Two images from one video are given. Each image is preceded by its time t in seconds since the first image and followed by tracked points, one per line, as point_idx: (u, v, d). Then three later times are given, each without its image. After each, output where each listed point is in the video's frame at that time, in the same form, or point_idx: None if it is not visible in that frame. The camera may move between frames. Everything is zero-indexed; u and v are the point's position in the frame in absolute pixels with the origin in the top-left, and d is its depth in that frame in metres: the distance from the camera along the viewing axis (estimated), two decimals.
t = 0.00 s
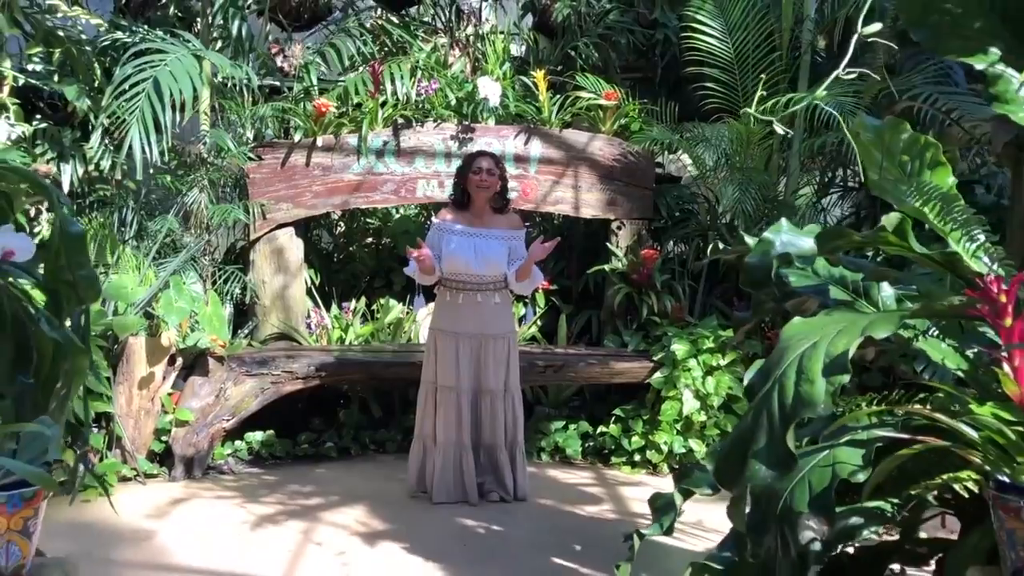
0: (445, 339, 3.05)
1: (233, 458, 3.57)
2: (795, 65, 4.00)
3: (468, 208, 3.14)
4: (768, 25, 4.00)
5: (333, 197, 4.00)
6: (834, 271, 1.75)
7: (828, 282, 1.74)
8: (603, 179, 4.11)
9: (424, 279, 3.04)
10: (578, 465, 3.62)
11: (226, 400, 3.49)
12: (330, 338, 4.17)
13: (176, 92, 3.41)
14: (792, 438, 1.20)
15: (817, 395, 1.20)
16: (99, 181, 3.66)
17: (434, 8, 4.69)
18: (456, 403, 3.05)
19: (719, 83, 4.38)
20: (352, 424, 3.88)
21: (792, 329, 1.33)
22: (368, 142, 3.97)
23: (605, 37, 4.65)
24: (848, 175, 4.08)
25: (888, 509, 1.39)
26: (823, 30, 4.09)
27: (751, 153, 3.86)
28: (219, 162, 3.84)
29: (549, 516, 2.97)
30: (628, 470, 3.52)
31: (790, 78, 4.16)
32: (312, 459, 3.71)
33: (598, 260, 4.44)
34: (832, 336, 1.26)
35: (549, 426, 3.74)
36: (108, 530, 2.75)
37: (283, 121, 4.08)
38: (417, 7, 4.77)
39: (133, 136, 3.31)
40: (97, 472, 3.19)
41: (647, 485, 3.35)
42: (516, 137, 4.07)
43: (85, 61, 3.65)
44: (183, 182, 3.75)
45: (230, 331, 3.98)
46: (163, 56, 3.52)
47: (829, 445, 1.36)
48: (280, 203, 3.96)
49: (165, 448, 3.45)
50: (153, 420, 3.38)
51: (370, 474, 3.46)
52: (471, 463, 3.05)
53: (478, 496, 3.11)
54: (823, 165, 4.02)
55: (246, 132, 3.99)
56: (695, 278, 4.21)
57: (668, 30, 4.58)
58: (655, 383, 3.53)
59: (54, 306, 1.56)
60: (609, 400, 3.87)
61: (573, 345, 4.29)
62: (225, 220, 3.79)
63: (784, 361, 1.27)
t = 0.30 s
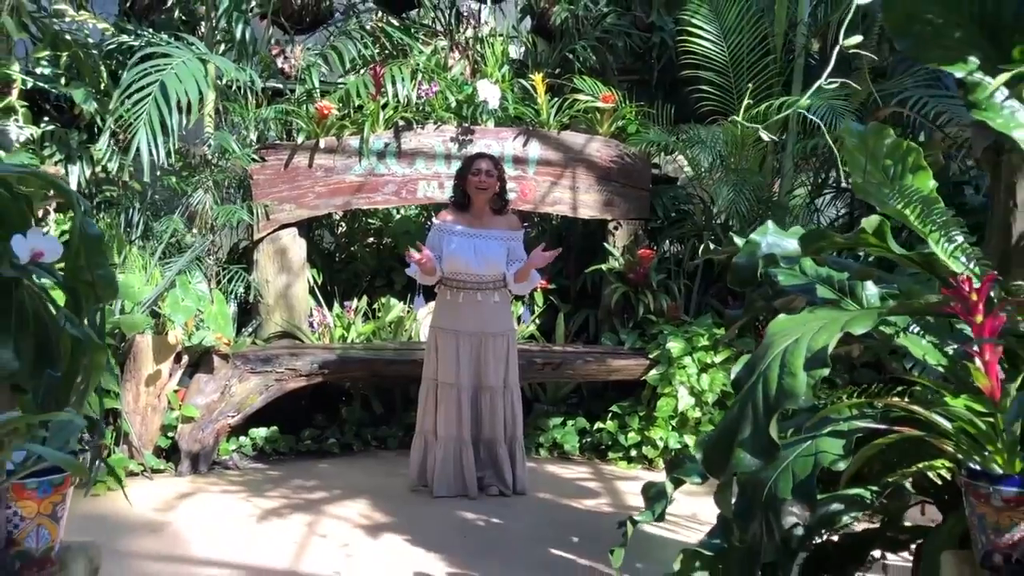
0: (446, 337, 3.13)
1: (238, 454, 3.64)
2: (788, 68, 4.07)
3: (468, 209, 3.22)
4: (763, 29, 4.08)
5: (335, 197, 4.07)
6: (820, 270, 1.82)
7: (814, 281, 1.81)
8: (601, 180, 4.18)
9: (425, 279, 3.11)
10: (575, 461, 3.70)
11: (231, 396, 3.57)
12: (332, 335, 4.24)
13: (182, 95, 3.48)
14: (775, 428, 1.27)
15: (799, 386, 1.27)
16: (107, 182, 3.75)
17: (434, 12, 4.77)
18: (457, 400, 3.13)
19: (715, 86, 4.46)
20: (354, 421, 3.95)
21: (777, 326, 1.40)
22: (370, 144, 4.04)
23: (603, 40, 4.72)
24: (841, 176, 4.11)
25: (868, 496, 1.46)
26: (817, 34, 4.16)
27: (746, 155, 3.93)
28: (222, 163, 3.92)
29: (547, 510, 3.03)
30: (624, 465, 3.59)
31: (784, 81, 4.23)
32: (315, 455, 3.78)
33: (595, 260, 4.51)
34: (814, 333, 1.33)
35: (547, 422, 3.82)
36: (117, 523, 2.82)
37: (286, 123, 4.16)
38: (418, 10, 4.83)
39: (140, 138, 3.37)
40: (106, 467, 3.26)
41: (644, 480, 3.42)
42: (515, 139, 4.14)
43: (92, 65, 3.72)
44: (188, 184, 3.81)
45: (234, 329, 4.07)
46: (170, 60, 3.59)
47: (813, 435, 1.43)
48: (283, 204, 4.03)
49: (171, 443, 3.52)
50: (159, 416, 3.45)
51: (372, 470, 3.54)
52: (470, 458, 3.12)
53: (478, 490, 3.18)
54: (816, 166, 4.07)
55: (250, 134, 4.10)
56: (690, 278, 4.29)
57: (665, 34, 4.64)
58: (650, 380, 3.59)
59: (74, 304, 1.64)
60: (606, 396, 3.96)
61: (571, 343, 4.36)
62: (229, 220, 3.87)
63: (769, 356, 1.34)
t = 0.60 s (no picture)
0: (446, 335, 3.20)
1: (242, 450, 3.72)
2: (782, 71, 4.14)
3: (467, 210, 3.30)
4: (757, 33, 4.16)
5: (337, 198, 4.14)
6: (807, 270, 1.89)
7: (801, 281, 1.88)
8: (598, 181, 4.26)
9: (426, 279, 3.19)
10: (573, 457, 3.78)
11: (236, 394, 3.63)
12: (334, 334, 4.33)
13: (188, 99, 3.55)
14: (759, 419, 1.35)
15: (781, 379, 1.35)
16: (113, 184, 3.79)
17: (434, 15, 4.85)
18: (457, 396, 3.21)
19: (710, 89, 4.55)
20: (356, 418, 4.03)
21: (763, 322, 1.47)
22: (371, 146, 4.12)
23: (600, 43, 4.79)
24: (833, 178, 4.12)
25: (848, 485, 1.56)
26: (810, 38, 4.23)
27: (740, 157, 4.01)
28: (226, 165, 4.00)
29: (545, 504, 3.11)
30: (620, 461, 3.67)
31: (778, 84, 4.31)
32: (318, 451, 3.86)
33: (592, 260, 4.59)
34: (795, 330, 1.41)
35: (545, 419, 3.91)
36: (126, 517, 2.89)
37: (288, 126, 4.24)
38: (417, 13, 4.90)
39: (147, 140, 3.45)
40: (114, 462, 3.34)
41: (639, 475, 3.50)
42: (514, 141, 4.22)
43: (99, 69, 3.79)
44: (193, 185, 3.90)
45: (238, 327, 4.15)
46: (175, 64, 3.66)
47: (797, 428, 1.49)
48: (286, 205, 4.09)
49: (177, 440, 3.61)
50: (165, 413, 3.52)
51: (374, 465, 3.62)
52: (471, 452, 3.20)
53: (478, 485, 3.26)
54: (810, 167, 4.12)
55: (253, 136, 4.16)
56: (686, 277, 4.36)
57: (662, 37, 4.71)
58: (646, 377, 3.68)
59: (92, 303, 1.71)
60: (603, 394, 4.04)
61: (568, 341, 4.45)
62: (234, 221, 3.95)
63: (753, 352, 1.41)
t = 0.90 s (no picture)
0: (447, 334, 3.28)
1: (246, 446, 3.79)
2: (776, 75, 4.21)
3: (466, 211, 3.37)
4: (751, 37, 4.23)
5: (339, 200, 4.22)
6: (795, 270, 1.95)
7: (790, 281, 1.93)
8: (595, 182, 4.33)
9: (426, 280, 3.26)
10: (570, 453, 3.85)
11: (240, 391, 3.71)
12: (336, 333, 4.40)
13: (194, 103, 3.62)
14: (745, 412, 1.42)
15: (765, 374, 1.43)
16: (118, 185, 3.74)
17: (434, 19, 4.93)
18: (458, 393, 3.28)
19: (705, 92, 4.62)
20: (357, 415, 4.11)
21: (750, 321, 1.54)
22: (372, 148, 4.19)
23: (597, 47, 4.87)
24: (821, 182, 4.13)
25: (831, 475, 1.66)
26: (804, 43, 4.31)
27: (735, 159, 4.08)
28: (230, 167, 4.08)
29: (543, 498, 3.19)
30: (617, 457, 3.75)
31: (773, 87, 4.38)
32: (320, 447, 3.94)
33: (589, 259, 4.67)
34: (779, 328, 1.48)
35: (543, 416, 3.99)
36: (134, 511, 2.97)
37: (290, 128, 4.32)
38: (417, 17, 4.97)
39: (154, 143, 3.52)
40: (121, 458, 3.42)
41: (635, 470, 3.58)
42: (512, 143, 4.29)
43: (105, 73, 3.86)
44: (197, 187, 3.98)
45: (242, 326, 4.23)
46: (181, 68, 3.73)
47: (783, 420, 1.56)
48: (289, 206, 4.16)
49: (182, 436, 3.67)
50: (171, 410, 3.59)
51: (376, 461, 3.69)
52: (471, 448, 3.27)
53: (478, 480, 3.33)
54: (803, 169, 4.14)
55: (256, 138, 4.23)
56: (681, 277, 4.44)
57: (658, 41, 4.75)
58: (642, 375, 3.75)
59: (108, 302, 1.76)
60: (600, 391, 4.12)
61: (566, 339, 4.52)
62: (238, 222, 4.02)
63: (740, 349, 1.49)
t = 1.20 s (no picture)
0: (449, 331, 3.36)
1: (252, 442, 3.88)
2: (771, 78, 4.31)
3: (468, 212, 3.46)
4: (746, 42, 4.33)
5: (342, 201, 4.30)
6: (785, 269, 2.03)
7: (780, 281, 1.98)
8: (593, 183, 4.41)
9: (429, 280, 3.35)
10: (569, 448, 3.94)
11: (246, 388, 3.79)
12: (339, 331, 4.47)
13: (201, 106, 3.71)
14: (733, 403, 1.51)
15: (753, 368, 1.51)
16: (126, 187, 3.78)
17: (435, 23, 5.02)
18: (459, 389, 3.37)
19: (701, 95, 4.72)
20: (361, 411, 4.20)
21: (739, 318, 1.62)
22: (375, 150, 4.28)
23: (595, 50, 4.97)
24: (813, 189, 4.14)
25: (817, 463, 1.74)
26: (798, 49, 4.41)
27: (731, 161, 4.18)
28: (236, 168, 4.17)
29: (543, 491, 3.27)
30: (614, 452, 3.84)
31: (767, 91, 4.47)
32: (324, 443, 4.02)
33: (588, 259, 4.76)
34: (766, 324, 1.56)
35: (542, 412, 4.07)
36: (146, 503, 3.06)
37: (295, 131, 4.40)
38: (418, 20, 5.06)
39: (163, 146, 3.61)
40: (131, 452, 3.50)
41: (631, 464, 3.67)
42: (512, 145, 4.38)
43: (113, 76, 3.94)
44: (203, 188, 4.07)
45: (247, 324, 4.31)
46: (189, 72, 3.81)
47: (772, 411, 1.63)
48: (293, 207, 4.25)
49: (190, 432, 3.76)
50: (178, 407, 3.65)
51: (379, 456, 3.78)
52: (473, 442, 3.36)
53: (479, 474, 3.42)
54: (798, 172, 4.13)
55: (261, 140, 4.32)
56: (678, 276, 4.53)
57: (655, 45, 4.89)
58: (639, 372, 3.84)
59: (127, 299, 1.85)
60: (598, 388, 4.21)
61: (565, 338, 4.62)
62: (243, 222, 4.11)
63: (729, 344, 1.57)
